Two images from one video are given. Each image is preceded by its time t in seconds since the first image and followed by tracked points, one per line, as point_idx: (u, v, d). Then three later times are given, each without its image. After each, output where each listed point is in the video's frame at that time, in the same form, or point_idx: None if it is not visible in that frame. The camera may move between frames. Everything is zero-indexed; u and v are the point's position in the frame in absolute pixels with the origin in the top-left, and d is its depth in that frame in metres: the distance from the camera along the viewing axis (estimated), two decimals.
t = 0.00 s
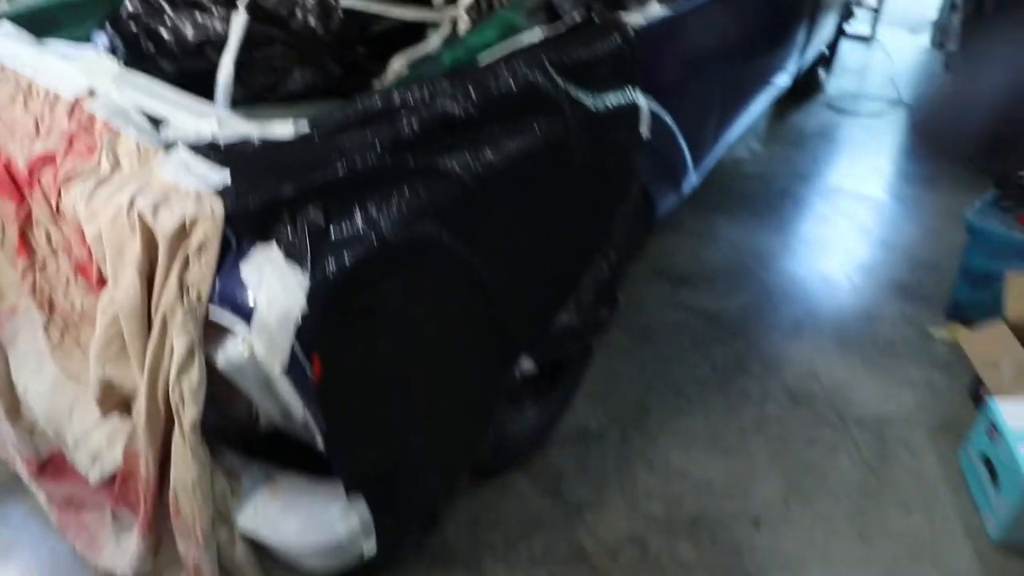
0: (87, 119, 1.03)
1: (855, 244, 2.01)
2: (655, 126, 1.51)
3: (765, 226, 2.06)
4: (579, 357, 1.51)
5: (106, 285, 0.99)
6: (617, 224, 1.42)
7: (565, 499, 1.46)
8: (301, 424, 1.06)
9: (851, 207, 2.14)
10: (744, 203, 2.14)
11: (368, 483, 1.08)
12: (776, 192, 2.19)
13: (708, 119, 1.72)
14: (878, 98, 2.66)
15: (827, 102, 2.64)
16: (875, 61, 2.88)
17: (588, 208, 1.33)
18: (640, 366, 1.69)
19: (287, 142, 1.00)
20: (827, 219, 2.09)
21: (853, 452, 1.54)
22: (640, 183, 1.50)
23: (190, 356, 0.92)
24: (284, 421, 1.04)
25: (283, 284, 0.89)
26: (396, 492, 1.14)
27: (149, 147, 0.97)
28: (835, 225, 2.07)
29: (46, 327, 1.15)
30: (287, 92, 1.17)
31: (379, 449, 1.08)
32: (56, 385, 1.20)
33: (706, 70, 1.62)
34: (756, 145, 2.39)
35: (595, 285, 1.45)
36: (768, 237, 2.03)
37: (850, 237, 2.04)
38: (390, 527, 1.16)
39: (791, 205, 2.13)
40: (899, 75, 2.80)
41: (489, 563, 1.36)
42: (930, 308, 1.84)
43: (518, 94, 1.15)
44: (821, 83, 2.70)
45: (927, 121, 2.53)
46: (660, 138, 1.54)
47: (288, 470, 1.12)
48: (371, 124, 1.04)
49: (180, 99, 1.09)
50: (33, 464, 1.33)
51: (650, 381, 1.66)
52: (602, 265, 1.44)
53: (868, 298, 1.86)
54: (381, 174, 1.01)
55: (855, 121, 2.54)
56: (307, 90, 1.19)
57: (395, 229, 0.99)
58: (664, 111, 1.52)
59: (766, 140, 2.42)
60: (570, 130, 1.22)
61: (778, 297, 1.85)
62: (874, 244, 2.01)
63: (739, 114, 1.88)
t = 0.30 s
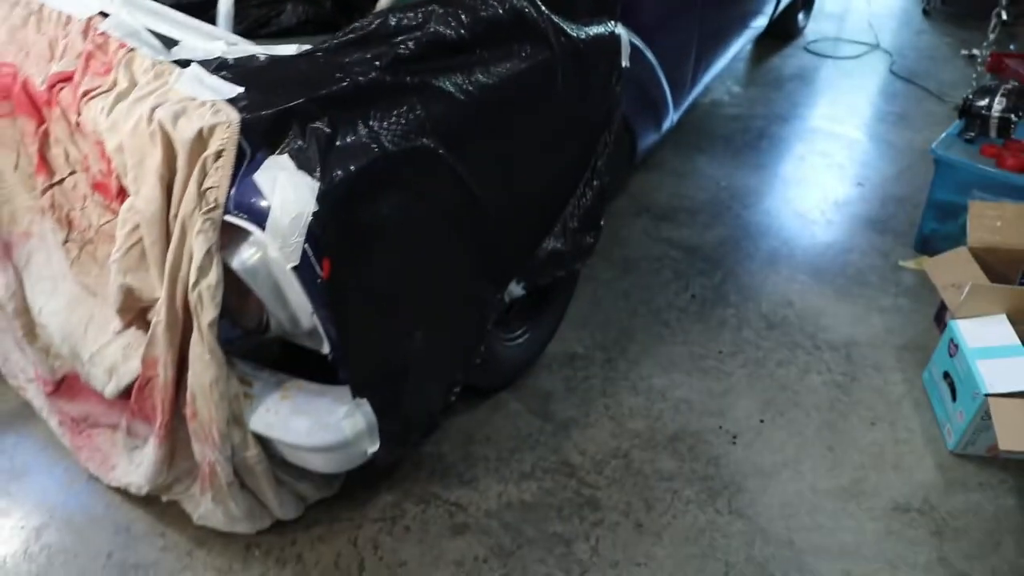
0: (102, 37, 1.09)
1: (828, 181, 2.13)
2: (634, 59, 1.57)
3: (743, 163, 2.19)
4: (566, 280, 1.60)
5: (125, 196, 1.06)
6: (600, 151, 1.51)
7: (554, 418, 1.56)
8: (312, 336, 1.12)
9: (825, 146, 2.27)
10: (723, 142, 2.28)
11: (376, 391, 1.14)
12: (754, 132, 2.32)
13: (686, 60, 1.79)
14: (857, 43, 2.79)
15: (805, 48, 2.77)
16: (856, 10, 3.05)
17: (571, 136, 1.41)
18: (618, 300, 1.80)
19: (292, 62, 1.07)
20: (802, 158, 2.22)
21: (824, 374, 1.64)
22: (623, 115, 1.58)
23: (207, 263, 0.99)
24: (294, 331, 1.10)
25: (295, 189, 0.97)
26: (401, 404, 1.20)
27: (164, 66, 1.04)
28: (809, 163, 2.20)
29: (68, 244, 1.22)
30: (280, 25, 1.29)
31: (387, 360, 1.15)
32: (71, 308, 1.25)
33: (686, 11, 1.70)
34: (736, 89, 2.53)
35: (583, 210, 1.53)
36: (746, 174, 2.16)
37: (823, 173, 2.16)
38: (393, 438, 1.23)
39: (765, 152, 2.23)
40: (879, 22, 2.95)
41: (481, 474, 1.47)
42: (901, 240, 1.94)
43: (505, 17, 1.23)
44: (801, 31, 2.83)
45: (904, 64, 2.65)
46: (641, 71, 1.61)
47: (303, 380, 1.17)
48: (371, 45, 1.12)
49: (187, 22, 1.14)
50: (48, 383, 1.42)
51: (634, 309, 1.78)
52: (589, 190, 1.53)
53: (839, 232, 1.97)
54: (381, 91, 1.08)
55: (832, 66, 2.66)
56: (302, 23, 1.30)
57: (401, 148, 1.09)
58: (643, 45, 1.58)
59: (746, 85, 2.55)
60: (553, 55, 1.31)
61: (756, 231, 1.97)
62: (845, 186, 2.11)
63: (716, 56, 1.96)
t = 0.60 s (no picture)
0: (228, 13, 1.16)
1: (906, 213, 2.11)
2: (720, 76, 1.61)
3: (818, 188, 2.19)
4: (633, 283, 1.63)
5: (234, 157, 1.10)
6: (678, 160, 1.54)
7: (609, 415, 1.60)
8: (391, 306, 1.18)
9: (905, 178, 2.24)
10: (800, 166, 2.28)
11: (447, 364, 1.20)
12: (833, 158, 2.32)
13: (769, 80, 1.81)
14: (949, 76, 2.76)
15: (891, 77, 2.75)
16: (950, 42, 3.00)
17: (651, 143, 1.45)
18: (681, 309, 1.82)
19: (400, 46, 1.13)
20: (880, 187, 2.20)
21: (884, 404, 1.63)
22: (705, 127, 1.61)
23: (307, 224, 1.05)
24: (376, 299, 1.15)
25: (395, 162, 1.03)
26: (471, 382, 1.26)
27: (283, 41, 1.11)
28: (887, 193, 2.18)
29: (176, 196, 1.26)
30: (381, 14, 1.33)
31: (458, 336, 1.21)
32: (168, 258, 1.31)
33: (773, 32, 1.72)
34: (817, 113, 2.53)
35: (656, 215, 1.55)
36: (821, 199, 2.16)
37: (902, 205, 2.14)
38: (459, 415, 1.28)
39: (843, 180, 2.22)
40: (972, 55, 2.90)
41: (532, 459, 1.52)
42: (977, 280, 1.91)
43: (599, 22, 1.27)
44: (889, 59, 2.82)
45: (995, 101, 2.61)
46: (725, 86, 1.64)
47: (378, 343, 1.23)
48: (472, 37, 1.17)
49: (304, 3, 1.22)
50: (141, 324, 1.52)
51: (696, 320, 1.80)
52: (664, 197, 1.55)
53: (913, 265, 1.95)
54: (480, 82, 1.13)
55: (919, 97, 2.64)
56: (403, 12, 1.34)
57: (495, 134, 1.13)
58: (730, 63, 1.61)
59: (828, 109, 2.56)
60: (641, 61, 1.34)
61: (826, 256, 1.97)
62: (924, 221, 2.09)
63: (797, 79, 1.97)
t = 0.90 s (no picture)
0: None
1: None
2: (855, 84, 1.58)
3: (942, 210, 2.12)
4: (740, 285, 1.67)
5: (379, 120, 1.12)
6: (797, 167, 1.53)
7: (703, 412, 1.62)
8: (506, 277, 1.20)
9: None
10: (925, 187, 2.21)
11: (558, 334, 1.24)
12: (961, 181, 2.24)
13: (902, 94, 1.78)
14: None
15: None
16: None
17: (776, 146, 1.44)
18: (784, 318, 1.82)
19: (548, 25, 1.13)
20: (1010, 216, 2.12)
21: (992, 436, 1.56)
22: (832, 134, 1.58)
23: (446, 185, 1.08)
24: (496, 267, 1.18)
25: (534, 131, 1.05)
26: (581, 358, 1.31)
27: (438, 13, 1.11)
28: (1017, 223, 2.09)
29: (319, 153, 1.29)
30: None
31: (573, 314, 1.25)
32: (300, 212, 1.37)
33: (913, 45, 1.68)
34: (948, 135, 2.46)
35: (772, 217, 1.55)
36: (945, 221, 2.09)
37: None
38: (563, 386, 1.33)
39: (969, 204, 2.15)
40: None
41: (623, 444, 1.55)
42: None
43: (742, 16, 1.25)
44: None
45: None
46: (857, 95, 1.62)
47: (490, 308, 1.27)
48: (618, 21, 1.16)
49: None
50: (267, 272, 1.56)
51: (800, 328, 1.80)
52: (781, 199, 1.55)
53: None
54: (625, 65, 1.14)
55: None
56: None
57: (632, 118, 1.15)
58: (866, 72, 1.58)
59: (962, 131, 2.48)
60: (777, 60, 1.33)
61: (945, 281, 1.90)
62: None
63: (930, 96, 1.92)
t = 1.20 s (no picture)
0: None
1: None
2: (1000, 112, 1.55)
3: None
4: (856, 312, 1.66)
5: (525, 123, 1.15)
6: (927, 195, 1.49)
7: (810, 439, 1.59)
8: (631, 285, 1.21)
9: None
10: None
11: (679, 346, 1.25)
12: None
13: None
14: None
15: None
16: None
17: (912, 173, 1.42)
18: (901, 351, 1.78)
19: (698, 41, 1.14)
20: None
21: None
22: (968, 166, 1.55)
23: (588, 188, 1.10)
24: (623, 275, 1.19)
25: (681, 143, 1.05)
26: (698, 371, 1.31)
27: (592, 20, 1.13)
28: None
29: (457, 150, 1.33)
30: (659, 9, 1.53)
31: (697, 327, 1.25)
32: (427, 207, 1.41)
33: None
34: None
35: (899, 246, 1.52)
36: None
37: None
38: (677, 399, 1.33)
39: None
40: None
41: (726, 463, 1.55)
42: None
43: (893, 39, 1.24)
44: None
45: None
46: (1001, 124, 1.59)
47: (612, 314, 1.29)
48: (768, 40, 1.17)
49: None
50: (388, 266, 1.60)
51: (916, 363, 1.75)
52: (909, 228, 1.52)
53: None
54: (773, 83, 1.13)
55: None
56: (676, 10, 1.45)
57: (776, 137, 1.14)
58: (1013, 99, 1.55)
59: None
60: (925, 86, 1.30)
61: None
62: None
63: None
